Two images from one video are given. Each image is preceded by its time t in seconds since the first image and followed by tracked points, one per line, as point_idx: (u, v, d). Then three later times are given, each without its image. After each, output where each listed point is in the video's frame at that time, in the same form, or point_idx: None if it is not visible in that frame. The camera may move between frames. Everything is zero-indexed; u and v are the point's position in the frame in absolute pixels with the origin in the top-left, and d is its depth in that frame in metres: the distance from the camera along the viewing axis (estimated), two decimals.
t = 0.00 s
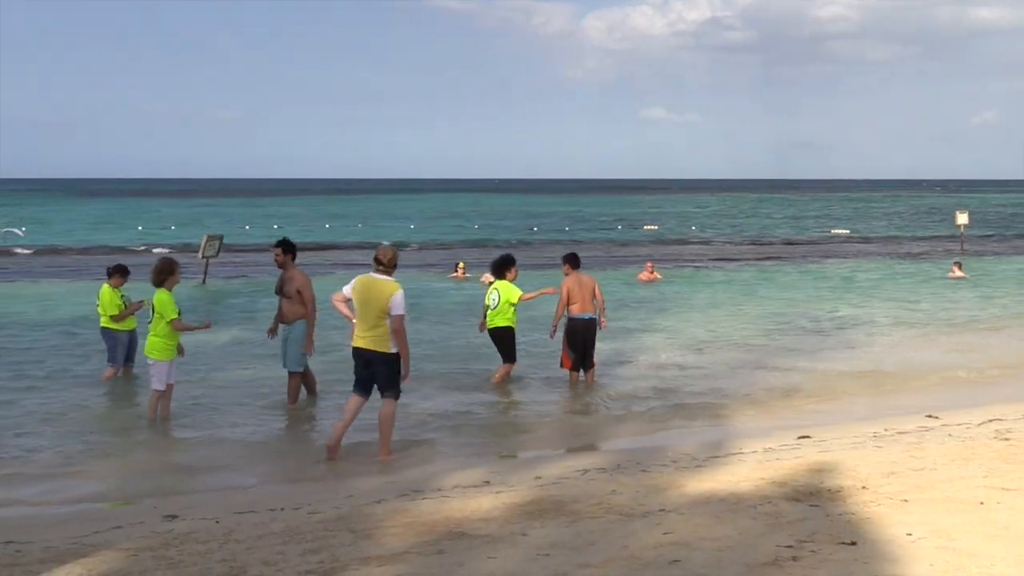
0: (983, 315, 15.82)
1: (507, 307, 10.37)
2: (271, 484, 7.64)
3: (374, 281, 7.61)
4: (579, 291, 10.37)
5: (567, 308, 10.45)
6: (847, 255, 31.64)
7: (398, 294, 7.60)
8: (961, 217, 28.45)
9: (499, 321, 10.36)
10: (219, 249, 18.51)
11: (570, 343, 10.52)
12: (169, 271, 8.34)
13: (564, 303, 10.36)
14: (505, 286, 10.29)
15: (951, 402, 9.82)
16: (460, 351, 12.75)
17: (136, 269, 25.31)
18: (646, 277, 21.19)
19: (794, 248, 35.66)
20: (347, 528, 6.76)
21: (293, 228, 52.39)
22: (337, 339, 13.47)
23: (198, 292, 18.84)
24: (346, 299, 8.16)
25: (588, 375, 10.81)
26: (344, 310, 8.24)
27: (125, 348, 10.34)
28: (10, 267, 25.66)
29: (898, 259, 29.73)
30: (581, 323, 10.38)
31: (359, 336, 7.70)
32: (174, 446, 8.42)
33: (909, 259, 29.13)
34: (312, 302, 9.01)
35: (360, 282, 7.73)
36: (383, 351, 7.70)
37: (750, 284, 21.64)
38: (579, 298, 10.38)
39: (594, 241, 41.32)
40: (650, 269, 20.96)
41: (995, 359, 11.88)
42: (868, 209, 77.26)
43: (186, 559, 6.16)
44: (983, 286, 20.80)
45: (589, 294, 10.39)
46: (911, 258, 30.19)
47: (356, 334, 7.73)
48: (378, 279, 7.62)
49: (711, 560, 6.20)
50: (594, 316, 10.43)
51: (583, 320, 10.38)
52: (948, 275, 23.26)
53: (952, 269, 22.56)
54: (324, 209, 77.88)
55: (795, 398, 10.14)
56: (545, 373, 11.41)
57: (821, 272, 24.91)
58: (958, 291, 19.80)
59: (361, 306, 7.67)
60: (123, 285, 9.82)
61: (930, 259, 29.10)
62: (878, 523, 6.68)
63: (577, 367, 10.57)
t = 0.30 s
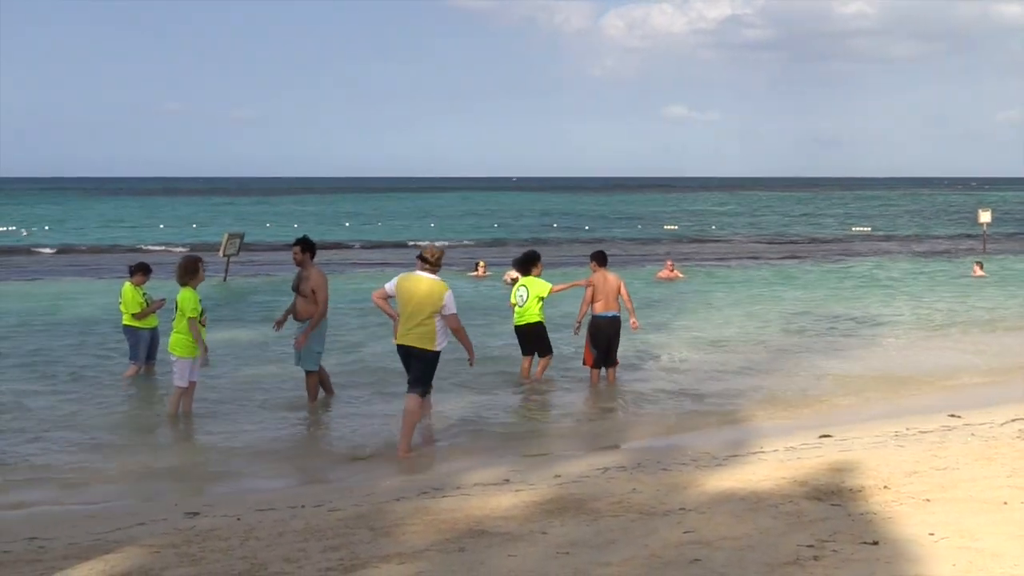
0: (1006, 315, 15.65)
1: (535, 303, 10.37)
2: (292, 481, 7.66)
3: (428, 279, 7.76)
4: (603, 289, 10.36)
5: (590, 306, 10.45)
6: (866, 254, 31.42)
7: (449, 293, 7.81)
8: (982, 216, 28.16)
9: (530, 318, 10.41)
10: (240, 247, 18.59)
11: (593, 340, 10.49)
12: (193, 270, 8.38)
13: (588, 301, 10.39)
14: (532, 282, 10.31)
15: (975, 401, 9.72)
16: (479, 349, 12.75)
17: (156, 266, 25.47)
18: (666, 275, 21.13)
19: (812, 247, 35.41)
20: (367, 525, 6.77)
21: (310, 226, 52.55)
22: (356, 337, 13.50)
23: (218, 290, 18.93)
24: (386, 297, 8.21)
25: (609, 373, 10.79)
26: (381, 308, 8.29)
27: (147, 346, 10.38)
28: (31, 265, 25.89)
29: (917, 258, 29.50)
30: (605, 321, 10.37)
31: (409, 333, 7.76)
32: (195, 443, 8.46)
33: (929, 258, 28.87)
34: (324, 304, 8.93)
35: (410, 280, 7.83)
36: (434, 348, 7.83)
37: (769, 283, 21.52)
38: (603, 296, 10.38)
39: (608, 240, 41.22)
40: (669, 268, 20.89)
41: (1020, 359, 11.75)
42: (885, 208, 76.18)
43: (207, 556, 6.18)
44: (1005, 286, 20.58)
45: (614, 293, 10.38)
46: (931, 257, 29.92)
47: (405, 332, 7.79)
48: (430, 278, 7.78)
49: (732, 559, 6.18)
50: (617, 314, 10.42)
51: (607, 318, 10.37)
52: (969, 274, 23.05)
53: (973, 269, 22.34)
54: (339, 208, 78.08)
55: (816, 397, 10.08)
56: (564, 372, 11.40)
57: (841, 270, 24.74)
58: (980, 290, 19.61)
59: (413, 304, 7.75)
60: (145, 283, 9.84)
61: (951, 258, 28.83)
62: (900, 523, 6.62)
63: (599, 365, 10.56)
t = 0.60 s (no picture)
0: (1015, 313, 15.58)
1: (552, 301, 10.34)
2: (299, 479, 7.68)
3: (453, 277, 7.75)
4: (613, 286, 10.36)
5: (600, 303, 10.46)
6: (872, 252, 31.35)
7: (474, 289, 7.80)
8: (990, 213, 28.06)
9: (548, 316, 10.40)
10: (248, 245, 18.62)
11: (602, 337, 10.48)
12: (202, 267, 8.40)
13: (598, 297, 10.42)
14: (549, 280, 10.27)
15: (983, 400, 9.69)
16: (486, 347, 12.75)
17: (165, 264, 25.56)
18: (674, 274, 21.09)
19: (820, 245, 35.31)
20: (374, 523, 6.77)
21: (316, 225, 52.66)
22: (364, 335, 13.52)
23: (225, 288, 18.98)
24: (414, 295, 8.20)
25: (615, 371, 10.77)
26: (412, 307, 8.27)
27: (154, 344, 10.40)
28: (40, 263, 26.00)
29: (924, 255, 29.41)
30: (613, 317, 10.37)
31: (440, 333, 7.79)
32: (203, 440, 8.48)
33: (938, 257, 28.77)
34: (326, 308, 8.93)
35: (436, 279, 7.83)
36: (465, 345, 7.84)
37: (776, 281, 21.47)
38: (612, 293, 10.39)
39: (614, 238, 41.17)
40: (677, 266, 20.86)
41: None
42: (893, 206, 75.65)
43: (215, 554, 6.20)
44: (1014, 284, 20.49)
45: (623, 290, 10.37)
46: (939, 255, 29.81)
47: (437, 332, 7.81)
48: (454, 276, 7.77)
49: (738, 557, 6.17)
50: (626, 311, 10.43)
51: (615, 315, 10.37)
52: (977, 272, 22.96)
53: (982, 267, 22.25)
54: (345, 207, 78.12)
55: (824, 395, 10.06)
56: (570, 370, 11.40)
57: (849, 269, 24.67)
58: (988, 289, 19.54)
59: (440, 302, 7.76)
60: (153, 282, 9.84)
61: (960, 257, 28.71)
62: (908, 522, 6.61)
63: (605, 362, 10.55)
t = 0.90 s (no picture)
0: (1017, 313, 15.54)
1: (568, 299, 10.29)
2: (301, 477, 7.68)
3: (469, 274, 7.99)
4: (613, 286, 10.32)
5: (600, 301, 10.43)
6: (876, 251, 31.29)
7: (493, 284, 8.02)
8: (992, 212, 27.97)
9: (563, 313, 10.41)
10: (250, 244, 18.61)
11: (602, 336, 10.50)
12: (204, 266, 8.41)
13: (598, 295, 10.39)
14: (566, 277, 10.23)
15: (985, 399, 9.67)
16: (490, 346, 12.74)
17: (166, 263, 25.54)
18: (677, 273, 21.05)
19: (823, 244, 35.23)
20: (377, 521, 6.77)
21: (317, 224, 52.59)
22: (367, 334, 13.52)
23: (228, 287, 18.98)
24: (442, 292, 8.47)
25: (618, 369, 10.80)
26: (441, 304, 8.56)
27: (156, 343, 10.39)
28: (43, 262, 26.03)
29: (928, 254, 29.35)
30: (614, 316, 10.36)
31: (462, 329, 8.07)
32: (205, 439, 8.48)
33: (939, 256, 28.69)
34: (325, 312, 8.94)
35: (456, 277, 8.09)
36: (488, 340, 8.10)
37: (779, 279, 21.42)
38: (611, 292, 10.36)
39: (616, 237, 41.15)
40: (680, 265, 20.83)
41: None
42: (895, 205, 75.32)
43: (217, 553, 6.20)
44: (1015, 284, 20.44)
45: (622, 289, 10.34)
46: (941, 254, 29.76)
47: (459, 328, 8.09)
48: (473, 273, 8.02)
49: (741, 556, 6.16)
50: (625, 311, 10.41)
51: (615, 314, 10.37)
52: (979, 271, 22.90)
53: (983, 266, 22.20)
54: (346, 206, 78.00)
55: (826, 395, 10.03)
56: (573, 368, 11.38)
57: (850, 267, 24.63)
58: (990, 288, 19.49)
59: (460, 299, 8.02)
60: (155, 280, 9.83)
61: (961, 256, 28.61)
62: (910, 521, 6.61)
63: (606, 360, 10.59)
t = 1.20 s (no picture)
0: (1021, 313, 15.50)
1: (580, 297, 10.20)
2: (305, 476, 7.69)
3: (504, 274, 8.01)
4: (611, 286, 10.30)
5: (599, 300, 10.38)
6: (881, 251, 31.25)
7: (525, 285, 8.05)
8: (996, 211, 27.90)
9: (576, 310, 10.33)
10: (254, 243, 18.62)
11: (600, 336, 10.51)
12: (209, 265, 8.41)
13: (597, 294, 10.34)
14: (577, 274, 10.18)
15: (989, 400, 9.65)
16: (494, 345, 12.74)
17: (169, 262, 25.54)
18: (683, 272, 21.07)
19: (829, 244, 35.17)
20: (381, 521, 6.77)
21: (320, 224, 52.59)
22: (372, 333, 13.53)
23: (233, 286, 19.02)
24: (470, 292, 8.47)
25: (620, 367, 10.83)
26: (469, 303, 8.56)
27: (160, 342, 10.39)
28: (48, 261, 26.11)
29: (934, 254, 29.31)
30: (613, 316, 10.35)
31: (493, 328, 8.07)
32: (210, 439, 8.48)
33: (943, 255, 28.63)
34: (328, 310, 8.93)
35: (490, 276, 8.09)
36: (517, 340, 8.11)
37: (784, 279, 21.40)
38: (609, 293, 10.33)
39: (621, 236, 41.13)
40: (686, 265, 20.83)
41: None
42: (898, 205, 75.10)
43: (221, 552, 6.21)
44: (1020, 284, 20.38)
45: (619, 289, 10.32)
46: (945, 254, 29.69)
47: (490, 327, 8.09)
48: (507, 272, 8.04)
49: (745, 556, 6.16)
50: (622, 309, 10.39)
51: (614, 314, 10.37)
52: (983, 271, 22.85)
53: (987, 267, 22.15)
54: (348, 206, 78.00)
55: (830, 395, 10.02)
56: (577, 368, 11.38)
57: (854, 267, 24.60)
58: (995, 288, 19.45)
59: (494, 298, 8.02)
60: (159, 280, 9.83)
61: (965, 255, 28.53)
62: (914, 522, 6.60)
63: (606, 360, 10.62)
